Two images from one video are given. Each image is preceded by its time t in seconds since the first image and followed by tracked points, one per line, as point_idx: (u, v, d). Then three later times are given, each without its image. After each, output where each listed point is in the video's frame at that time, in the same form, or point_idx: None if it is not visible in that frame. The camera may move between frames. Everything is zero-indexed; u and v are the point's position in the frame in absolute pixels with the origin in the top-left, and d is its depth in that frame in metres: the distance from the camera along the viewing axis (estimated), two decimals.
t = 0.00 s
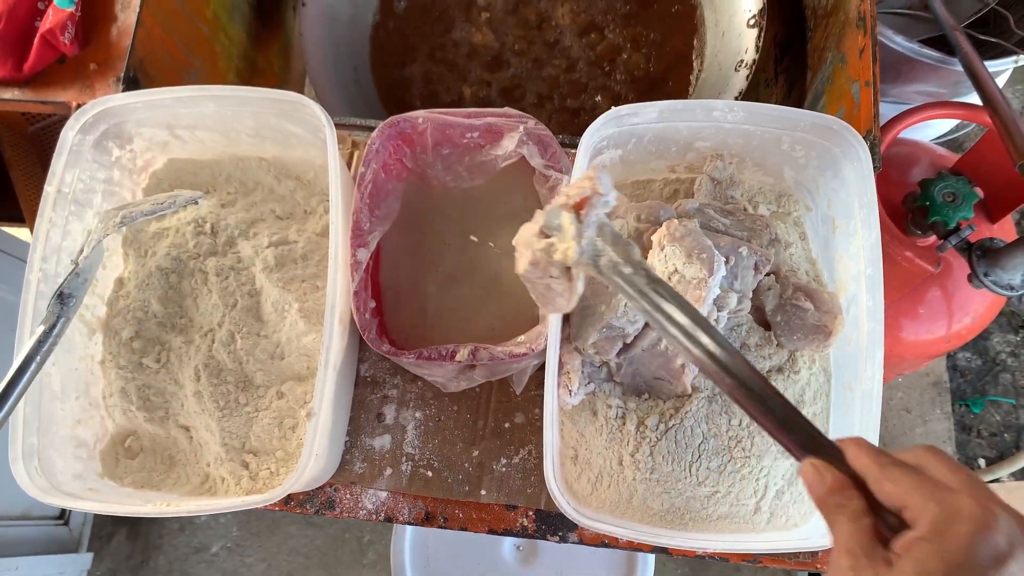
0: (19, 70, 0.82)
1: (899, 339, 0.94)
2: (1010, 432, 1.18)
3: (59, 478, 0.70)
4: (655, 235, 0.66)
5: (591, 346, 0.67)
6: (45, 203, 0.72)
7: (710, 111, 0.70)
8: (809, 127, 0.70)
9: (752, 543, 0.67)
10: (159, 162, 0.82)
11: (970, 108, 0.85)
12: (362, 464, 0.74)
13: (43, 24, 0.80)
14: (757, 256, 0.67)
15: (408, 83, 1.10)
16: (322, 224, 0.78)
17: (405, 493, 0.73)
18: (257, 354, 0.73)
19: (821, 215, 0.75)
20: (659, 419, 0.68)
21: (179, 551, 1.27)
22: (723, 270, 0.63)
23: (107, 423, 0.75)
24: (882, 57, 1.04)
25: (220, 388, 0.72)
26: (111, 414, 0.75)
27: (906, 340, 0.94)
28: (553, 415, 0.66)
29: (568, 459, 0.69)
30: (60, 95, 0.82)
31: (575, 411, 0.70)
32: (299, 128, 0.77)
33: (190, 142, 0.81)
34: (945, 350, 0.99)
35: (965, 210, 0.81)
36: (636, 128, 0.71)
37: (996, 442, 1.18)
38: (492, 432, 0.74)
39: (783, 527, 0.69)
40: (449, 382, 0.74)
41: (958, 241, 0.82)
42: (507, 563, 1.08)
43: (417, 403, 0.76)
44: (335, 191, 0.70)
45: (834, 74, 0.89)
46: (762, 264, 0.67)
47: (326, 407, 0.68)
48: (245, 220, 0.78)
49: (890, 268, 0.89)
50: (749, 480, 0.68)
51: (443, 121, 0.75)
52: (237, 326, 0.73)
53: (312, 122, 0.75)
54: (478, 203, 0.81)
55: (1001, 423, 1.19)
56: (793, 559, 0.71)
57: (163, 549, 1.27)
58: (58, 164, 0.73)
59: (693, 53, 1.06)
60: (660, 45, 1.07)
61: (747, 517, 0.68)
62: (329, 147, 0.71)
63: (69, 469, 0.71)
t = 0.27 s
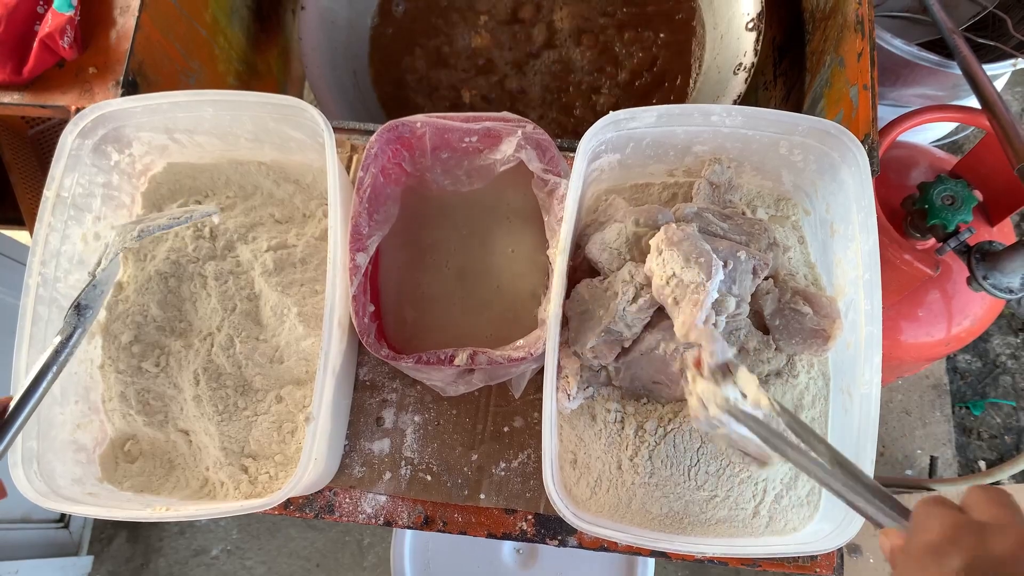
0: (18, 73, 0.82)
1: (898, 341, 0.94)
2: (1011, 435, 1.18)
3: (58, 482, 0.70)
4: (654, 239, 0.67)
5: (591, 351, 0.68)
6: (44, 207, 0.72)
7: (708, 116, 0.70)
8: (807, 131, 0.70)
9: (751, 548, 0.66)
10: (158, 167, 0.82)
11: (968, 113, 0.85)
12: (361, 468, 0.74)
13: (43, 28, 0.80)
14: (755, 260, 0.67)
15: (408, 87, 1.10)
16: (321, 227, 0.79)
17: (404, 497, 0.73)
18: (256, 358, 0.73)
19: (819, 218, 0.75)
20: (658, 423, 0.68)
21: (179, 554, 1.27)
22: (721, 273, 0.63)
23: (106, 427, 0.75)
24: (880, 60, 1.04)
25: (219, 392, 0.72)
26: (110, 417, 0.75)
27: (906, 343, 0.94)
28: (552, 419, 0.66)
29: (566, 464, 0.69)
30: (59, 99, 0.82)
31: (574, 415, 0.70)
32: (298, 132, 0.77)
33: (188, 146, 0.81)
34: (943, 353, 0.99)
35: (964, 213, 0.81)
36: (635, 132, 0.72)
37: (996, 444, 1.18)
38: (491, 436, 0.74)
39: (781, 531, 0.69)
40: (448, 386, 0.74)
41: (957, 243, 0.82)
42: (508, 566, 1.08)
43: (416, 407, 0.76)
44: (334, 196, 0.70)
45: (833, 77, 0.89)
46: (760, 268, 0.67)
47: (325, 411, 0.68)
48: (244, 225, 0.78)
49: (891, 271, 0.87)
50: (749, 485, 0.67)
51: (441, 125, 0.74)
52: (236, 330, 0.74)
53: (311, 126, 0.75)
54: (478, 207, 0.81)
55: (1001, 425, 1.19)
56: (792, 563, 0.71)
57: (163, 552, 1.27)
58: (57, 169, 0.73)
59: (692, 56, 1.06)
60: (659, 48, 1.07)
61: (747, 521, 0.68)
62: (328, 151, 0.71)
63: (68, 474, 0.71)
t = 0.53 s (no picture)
0: (19, 77, 0.82)
1: (898, 343, 0.94)
2: (1012, 436, 1.18)
3: (59, 485, 0.70)
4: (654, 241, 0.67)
5: (590, 353, 0.67)
6: (45, 211, 0.72)
7: (707, 118, 0.70)
8: (807, 134, 0.70)
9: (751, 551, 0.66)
10: (159, 170, 0.82)
11: (967, 115, 0.85)
12: (361, 470, 0.74)
13: (44, 32, 0.81)
14: (754, 262, 0.67)
15: (408, 90, 1.10)
16: (321, 230, 0.79)
17: (404, 499, 0.73)
18: (256, 359, 0.73)
19: (819, 221, 0.75)
20: (657, 425, 0.69)
21: (180, 557, 1.27)
22: (720, 275, 0.63)
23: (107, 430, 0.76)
24: (880, 62, 1.04)
25: (219, 395, 0.72)
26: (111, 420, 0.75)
27: (906, 345, 0.94)
28: (551, 422, 0.66)
29: (566, 466, 0.69)
30: (60, 102, 0.83)
31: (574, 418, 0.70)
32: (298, 135, 0.77)
33: (189, 150, 0.81)
34: (943, 355, 0.99)
35: (965, 215, 0.81)
36: (634, 134, 0.72)
37: (997, 446, 1.18)
38: (491, 438, 0.75)
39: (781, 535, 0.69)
40: (448, 389, 0.75)
41: (957, 245, 0.82)
42: (508, 568, 1.08)
43: (416, 409, 0.76)
44: (333, 199, 0.70)
45: (832, 79, 0.90)
46: (759, 271, 0.67)
47: (325, 414, 0.68)
48: (245, 227, 0.78)
49: (890, 274, 0.87)
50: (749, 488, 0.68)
51: (441, 128, 0.75)
52: (235, 332, 0.74)
53: (311, 129, 0.75)
54: (478, 210, 0.81)
55: (1003, 427, 1.19)
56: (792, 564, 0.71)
57: (163, 554, 1.27)
58: (58, 172, 0.73)
59: (692, 59, 1.06)
60: (659, 50, 1.07)
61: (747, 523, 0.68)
62: (328, 155, 0.71)
63: (69, 476, 0.71)
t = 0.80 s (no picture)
0: (19, 77, 0.82)
1: (898, 344, 0.94)
2: (1012, 437, 1.18)
3: (58, 486, 0.69)
4: (654, 241, 0.67)
5: (590, 353, 0.68)
6: (44, 211, 0.72)
7: (707, 118, 0.70)
8: (806, 134, 0.70)
9: (755, 550, 0.65)
10: (158, 170, 0.82)
11: (968, 115, 0.85)
12: (361, 471, 0.74)
13: (44, 32, 0.81)
14: (754, 262, 0.67)
15: (408, 90, 1.10)
16: (321, 231, 0.79)
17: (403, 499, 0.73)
18: (255, 360, 0.73)
19: (819, 221, 0.75)
20: (656, 426, 0.69)
21: (180, 558, 1.27)
22: (720, 275, 0.63)
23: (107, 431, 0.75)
24: (880, 62, 1.04)
25: (219, 396, 0.73)
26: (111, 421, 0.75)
27: (906, 345, 0.93)
28: (551, 422, 0.66)
29: (566, 467, 0.68)
30: (60, 103, 0.83)
31: (574, 419, 0.70)
32: (297, 136, 0.77)
33: (188, 150, 0.81)
34: (944, 355, 0.98)
35: (965, 215, 0.81)
36: (634, 135, 0.72)
37: (998, 447, 1.18)
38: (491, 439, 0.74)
39: (784, 535, 0.67)
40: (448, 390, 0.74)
41: (958, 246, 0.82)
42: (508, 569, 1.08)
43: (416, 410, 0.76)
44: (333, 200, 0.70)
45: (832, 80, 0.90)
46: (759, 271, 0.67)
47: (325, 414, 0.68)
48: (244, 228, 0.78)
49: (890, 275, 0.87)
50: (749, 490, 0.67)
51: (440, 128, 0.75)
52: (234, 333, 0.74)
53: (310, 130, 0.75)
54: (479, 211, 0.81)
55: (1003, 428, 1.19)
56: (792, 566, 0.70)
57: (163, 556, 1.27)
58: (57, 172, 0.73)
59: (692, 59, 1.06)
60: (659, 51, 1.07)
61: (748, 525, 0.67)
62: (328, 155, 0.71)
63: (69, 478, 0.70)
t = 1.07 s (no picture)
0: (19, 78, 0.82)
1: (899, 345, 0.93)
2: (1013, 438, 1.18)
3: (59, 487, 0.70)
4: (655, 242, 0.67)
5: (591, 354, 0.67)
6: (44, 212, 0.72)
7: (708, 119, 0.70)
8: (807, 134, 0.70)
9: (755, 551, 0.65)
10: (158, 171, 0.82)
11: (969, 115, 0.85)
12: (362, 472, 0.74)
13: (44, 33, 0.81)
14: (756, 263, 0.67)
15: (408, 91, 1.10)
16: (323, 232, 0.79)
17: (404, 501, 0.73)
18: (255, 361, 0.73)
19: (820, 221, 0.75)
20: (658, 426, 0.68)
21: (180, 560, 1.26)
22: (721, 275, 0.63)
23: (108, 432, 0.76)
24: (880, 63, 1.04)
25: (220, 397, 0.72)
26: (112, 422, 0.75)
27: (907, 346, 0.93)
28: (553, 423, 0.66)
29: (568, 468, 0.69)
30: (60, 104, 0.83)
31: (576, 420, 0.70)
32: (298, 136, 0.77)
33: (189, 151, 0.81)
34: (945, 356, 0.98)
35: (966, 215, 0.81)
36: (635, 135, 0.72)
37: (998, 447, 1.18)
38: (492, 440, 0.74)
39: (784, 536, 0.68)
40: (449, 391, 0.74)
41: (959, 246, 0.82)
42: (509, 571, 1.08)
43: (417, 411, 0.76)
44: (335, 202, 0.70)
45: (833, 80, 0.90)
46: (761, 272, 0.67)
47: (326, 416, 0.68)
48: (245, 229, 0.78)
49: (891, 275, 0.87)
50: (751, 491, 0.67)
51: (442, 129, 0.75)
52: (234, 334, 0.73)
53: (311, 130, 0.75)
54: (479, 211, 0.81)
55: (1004, 428, 1.19)
56: (794, 567, 0.70)
57: (163, 557, 1.27)
58: (58, 174, 0.73)
59: (692, 59, 1.06)
60: (659, 51, 1.07)
61: (750, 526, 0.67)
62: (329, 157, 0.71)
63: (69, 478, 0.71)
